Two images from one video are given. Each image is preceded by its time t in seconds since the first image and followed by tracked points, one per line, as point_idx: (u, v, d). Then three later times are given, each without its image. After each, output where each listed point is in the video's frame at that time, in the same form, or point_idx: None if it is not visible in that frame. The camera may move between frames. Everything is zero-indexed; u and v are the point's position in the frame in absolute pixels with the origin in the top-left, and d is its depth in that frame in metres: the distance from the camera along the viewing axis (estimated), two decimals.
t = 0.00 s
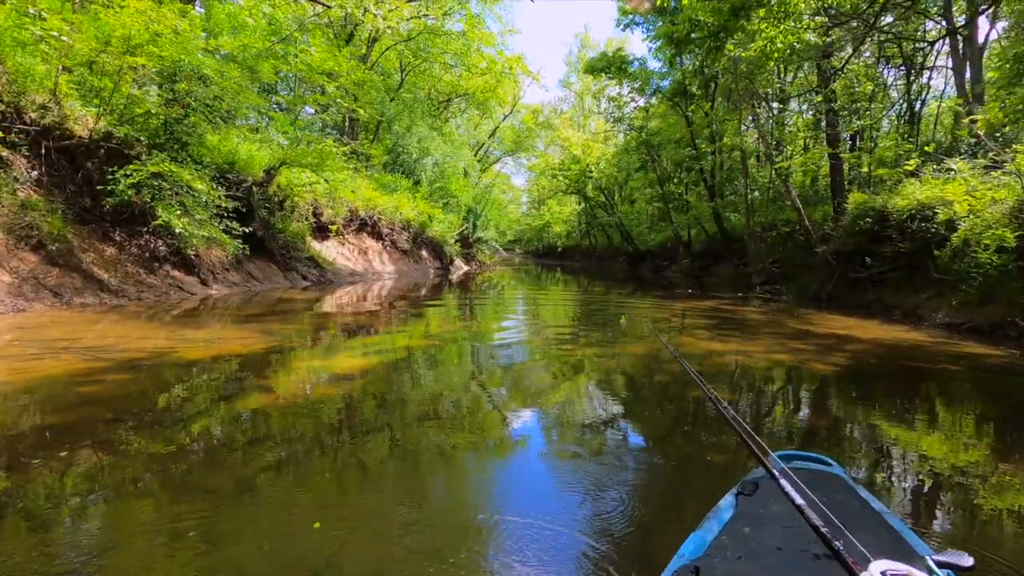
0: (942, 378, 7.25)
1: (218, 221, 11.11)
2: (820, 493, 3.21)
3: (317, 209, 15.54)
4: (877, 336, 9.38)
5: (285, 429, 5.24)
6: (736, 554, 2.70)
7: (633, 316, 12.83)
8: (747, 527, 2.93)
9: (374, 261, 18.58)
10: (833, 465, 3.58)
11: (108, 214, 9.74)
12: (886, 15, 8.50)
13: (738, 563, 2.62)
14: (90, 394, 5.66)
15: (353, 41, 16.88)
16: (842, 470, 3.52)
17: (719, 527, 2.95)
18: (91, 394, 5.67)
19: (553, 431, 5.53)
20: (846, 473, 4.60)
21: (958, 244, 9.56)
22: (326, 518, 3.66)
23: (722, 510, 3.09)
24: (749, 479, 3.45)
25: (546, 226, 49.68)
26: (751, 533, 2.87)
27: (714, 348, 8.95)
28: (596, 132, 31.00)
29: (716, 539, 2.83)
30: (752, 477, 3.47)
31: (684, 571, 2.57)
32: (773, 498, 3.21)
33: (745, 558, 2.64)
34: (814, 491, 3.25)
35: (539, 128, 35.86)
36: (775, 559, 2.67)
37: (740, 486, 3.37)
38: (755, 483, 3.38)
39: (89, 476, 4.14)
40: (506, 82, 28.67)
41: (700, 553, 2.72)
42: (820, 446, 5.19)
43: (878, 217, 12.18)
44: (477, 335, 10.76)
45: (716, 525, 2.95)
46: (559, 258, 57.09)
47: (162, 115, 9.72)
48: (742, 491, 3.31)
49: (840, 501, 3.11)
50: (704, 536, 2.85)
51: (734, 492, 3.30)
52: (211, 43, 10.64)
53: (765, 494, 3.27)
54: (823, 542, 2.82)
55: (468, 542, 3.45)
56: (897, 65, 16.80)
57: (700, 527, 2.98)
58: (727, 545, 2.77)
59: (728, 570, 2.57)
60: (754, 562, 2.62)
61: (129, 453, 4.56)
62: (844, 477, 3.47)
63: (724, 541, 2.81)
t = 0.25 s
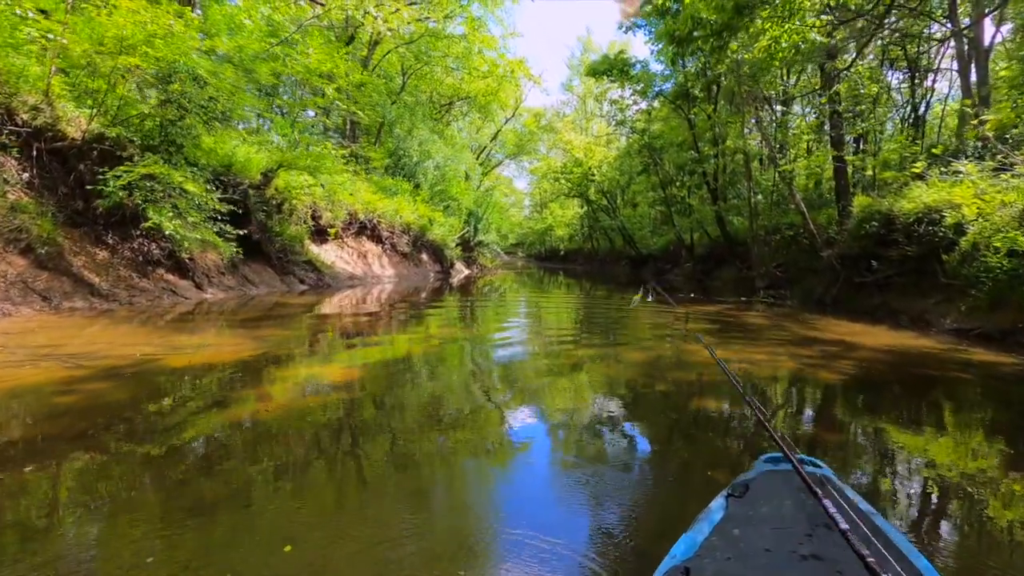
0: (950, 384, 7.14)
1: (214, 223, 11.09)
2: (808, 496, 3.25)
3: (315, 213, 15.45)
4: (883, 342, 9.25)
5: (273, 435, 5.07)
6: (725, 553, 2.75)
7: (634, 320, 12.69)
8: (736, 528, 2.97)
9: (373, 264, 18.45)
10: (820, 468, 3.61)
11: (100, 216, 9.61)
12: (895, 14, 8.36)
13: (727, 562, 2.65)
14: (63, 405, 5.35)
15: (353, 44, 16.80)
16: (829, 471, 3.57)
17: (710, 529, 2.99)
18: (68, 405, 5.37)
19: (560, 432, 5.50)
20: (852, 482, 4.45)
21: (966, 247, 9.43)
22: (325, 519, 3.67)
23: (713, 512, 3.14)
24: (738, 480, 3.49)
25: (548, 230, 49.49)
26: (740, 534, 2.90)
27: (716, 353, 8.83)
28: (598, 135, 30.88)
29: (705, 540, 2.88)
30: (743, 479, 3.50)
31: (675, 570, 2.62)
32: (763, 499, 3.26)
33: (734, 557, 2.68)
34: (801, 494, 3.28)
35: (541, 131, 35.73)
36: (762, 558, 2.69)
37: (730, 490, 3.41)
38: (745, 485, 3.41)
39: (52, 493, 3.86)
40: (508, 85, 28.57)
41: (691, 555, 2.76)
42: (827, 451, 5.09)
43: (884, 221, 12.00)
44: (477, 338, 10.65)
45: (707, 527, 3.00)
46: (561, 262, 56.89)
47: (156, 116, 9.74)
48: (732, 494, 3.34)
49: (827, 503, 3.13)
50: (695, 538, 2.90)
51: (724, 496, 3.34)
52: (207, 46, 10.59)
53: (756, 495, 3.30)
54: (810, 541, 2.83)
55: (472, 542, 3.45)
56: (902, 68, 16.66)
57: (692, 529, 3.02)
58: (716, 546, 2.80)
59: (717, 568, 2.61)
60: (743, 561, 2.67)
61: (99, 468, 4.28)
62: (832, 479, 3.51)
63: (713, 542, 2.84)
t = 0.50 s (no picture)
0: (959, 390, 6.98)
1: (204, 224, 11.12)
2: (795, 498, 2.76)
3: (313, 215, 15.37)
4: (889, 346, 9.10)
5: (256, 439, 4.93)
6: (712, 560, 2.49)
7: (636, 324, 12.55)
8: (723, 531, 2.66)
9: (373, 267, 18.34)
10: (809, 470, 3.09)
11: (92, 218, 9.60)
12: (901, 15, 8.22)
13: (714, 566, 2.44)
14: (34, 414, 5.10)
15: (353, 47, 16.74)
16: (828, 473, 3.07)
17: (697, 531, 2.72)
18: (35, 415, 5.07)
19: (556, 436, 5.40)
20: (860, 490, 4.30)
21: (974, 251, 9.27)
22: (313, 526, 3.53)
23: (702, 513, 2.84)
24: (729, 480, 3.02)
25: (550, 232, 49.33)
26: (728, 538, 2.61)
27: (719, 357, 8.69)
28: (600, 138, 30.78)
29: (693, 543, 2.63)
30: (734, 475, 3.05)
31: None
32: (752, 495, 2.88)
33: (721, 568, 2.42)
34: (787, 494, 2.79)
35: (543, 134, 35.63)
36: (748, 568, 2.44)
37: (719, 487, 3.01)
38: (734, 485, 2.96)
39: (15, 505, 3.68)
40: (510, 88, 28.50)
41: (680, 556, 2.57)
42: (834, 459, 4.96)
43: (889, 224, 11.79)
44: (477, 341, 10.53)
45: (695, 529, 2.73)
46: (563, 265, 56.71)
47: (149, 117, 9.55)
48: (720, 496, 2.93)
49: (815, 503, 2.73)
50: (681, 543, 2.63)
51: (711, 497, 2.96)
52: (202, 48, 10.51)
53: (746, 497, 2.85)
54: (796, 544, 2.54)
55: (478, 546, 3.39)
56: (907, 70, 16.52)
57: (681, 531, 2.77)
58: (703, 550, 2.56)
59: None
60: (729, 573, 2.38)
61: (61, 481, 4.02)
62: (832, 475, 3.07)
63: (700, 545, 2.59)
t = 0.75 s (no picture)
0: (968, 396, 6.82)
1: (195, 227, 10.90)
2: (778, 502, 2.96)
3: (312, 219, 15.26)
4: (895, 351, 8.94)
5: (239, 447, 4.76)
6: (691, 559, 2.57)
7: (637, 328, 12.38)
8: (705, 533, 2.77)
9: (372, 271, 18.21)
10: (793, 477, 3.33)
11: (83, 222, 9.50)
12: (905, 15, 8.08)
13: (692, 566, 2.50)
14: (21, 420, 5.01)
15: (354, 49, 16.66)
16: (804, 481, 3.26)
17: (680, 532, 2.81)
18: (8, 426, 4.86)
19: (560, 447, 5.09)
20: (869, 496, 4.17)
21: (982, 254, 9.10)
22: (310, 527, 3.50)
23: (684, 515, 2.96)
24: (714, 484, 3.20)
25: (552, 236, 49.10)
26: (709, 539, 2.71)
27: (721, 363, 8.53)
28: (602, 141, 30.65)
29: (675, 543, 2.71)
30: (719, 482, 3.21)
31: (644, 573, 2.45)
32: (735, 501, 3.01)
33: (701, 564, 2.51)
34: (770, 500, 2.98)
35: (545, 137, 35.49)
36: (727, 566, 2.50)
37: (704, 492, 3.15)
38: (718, 489, 3.13)
39: None
40: (512, 92, 28.40)
41: (659, 556, 2.60)
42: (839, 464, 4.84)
43: (895, 226, 11.60)
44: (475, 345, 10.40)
45: (678, 530, 2.82)
46: (565, 268, 56.44)
47: (139, 117, 9.58)
48: (704, 498, 3.08)
49: (796, 512, 2.89)
50: (663, 542, 2.72)
51: (696, 500, 3.10)
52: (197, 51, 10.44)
53: (729, 500, 3.02)
54: (775, 548, 2.63)
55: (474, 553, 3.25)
56: (911, 71, 16.35)
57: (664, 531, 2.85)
58: (683, 549, 2.63)
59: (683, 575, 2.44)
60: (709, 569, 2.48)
61: (46, 489, 3.93)
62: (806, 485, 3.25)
63: (682, 544, 2.68)
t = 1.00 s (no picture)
0: (981, 402, 6.64)
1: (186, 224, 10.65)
2: (778, 506, 2.87)
3: (313, 220, 15.14)
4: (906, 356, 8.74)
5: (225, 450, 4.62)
6: (692, 558, 2.44)
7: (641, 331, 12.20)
8: (707, 534, 2.64)
9: (374, 273, 18.08)
10: (794, 481, 3.27)
11: (80, 223, 9.44)
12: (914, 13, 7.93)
13: (694, 567, 2.35)
14: (11, 424, 4.92)
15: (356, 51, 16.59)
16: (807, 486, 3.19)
17: (681, 533, 2.69)
18: None
19: (564, 450, 4.93)
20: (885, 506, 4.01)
21: (993, 256, 8.91)
22: (311, 527, 3.42)
23: (686, 516, 2.84)
24: (715, 487, 3.16)
25: (556, 238, 48.88)
26: (711, 540, 2.58)
27: (726, 367, 8.36)
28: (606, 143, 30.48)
29: (676, 544, 2.58)
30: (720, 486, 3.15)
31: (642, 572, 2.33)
32: (737, 506, 2.90)
33: (702, 563, 2.38)
34: (771, 503, 2.91)
35: (549, 139, 35.35)
36: (729, 566, 2.36)
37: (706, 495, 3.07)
38: (720, 490, 3.08)
39: None
40: (516, 94, 28.30)
41: (661, 557, 2.48)
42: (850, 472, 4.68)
43: (904, 228, 11.45)
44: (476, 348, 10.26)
45: (679, 531, 2.70)
46: (569, 271, 56.17)
47: (133, 116, 9.56)
48: (706, 500, 3.00)
49: (797, 516, 2.78)
50: (664, 543, 2.60)
51: (698, 501, 3.02)
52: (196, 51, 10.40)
53: (730, 503, 2.95)
54: (777, 551, 2.47)
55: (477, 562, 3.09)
56: (919, 72, 16.15)
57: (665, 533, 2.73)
58: (685, 550, 2.50)
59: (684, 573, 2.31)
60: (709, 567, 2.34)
61: (32, 493, 3.83)
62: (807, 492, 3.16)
63: (683, 545, 2.56)
